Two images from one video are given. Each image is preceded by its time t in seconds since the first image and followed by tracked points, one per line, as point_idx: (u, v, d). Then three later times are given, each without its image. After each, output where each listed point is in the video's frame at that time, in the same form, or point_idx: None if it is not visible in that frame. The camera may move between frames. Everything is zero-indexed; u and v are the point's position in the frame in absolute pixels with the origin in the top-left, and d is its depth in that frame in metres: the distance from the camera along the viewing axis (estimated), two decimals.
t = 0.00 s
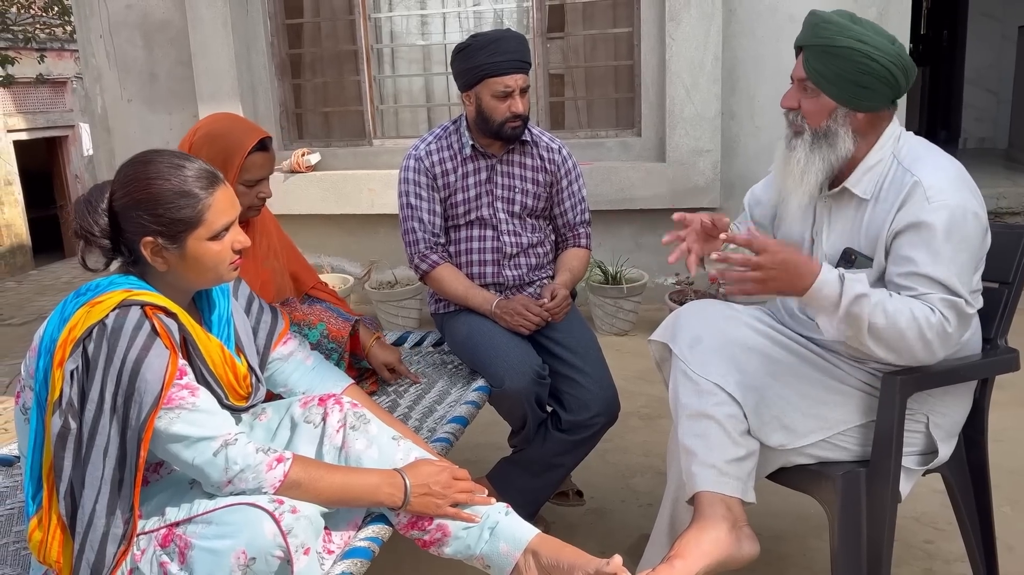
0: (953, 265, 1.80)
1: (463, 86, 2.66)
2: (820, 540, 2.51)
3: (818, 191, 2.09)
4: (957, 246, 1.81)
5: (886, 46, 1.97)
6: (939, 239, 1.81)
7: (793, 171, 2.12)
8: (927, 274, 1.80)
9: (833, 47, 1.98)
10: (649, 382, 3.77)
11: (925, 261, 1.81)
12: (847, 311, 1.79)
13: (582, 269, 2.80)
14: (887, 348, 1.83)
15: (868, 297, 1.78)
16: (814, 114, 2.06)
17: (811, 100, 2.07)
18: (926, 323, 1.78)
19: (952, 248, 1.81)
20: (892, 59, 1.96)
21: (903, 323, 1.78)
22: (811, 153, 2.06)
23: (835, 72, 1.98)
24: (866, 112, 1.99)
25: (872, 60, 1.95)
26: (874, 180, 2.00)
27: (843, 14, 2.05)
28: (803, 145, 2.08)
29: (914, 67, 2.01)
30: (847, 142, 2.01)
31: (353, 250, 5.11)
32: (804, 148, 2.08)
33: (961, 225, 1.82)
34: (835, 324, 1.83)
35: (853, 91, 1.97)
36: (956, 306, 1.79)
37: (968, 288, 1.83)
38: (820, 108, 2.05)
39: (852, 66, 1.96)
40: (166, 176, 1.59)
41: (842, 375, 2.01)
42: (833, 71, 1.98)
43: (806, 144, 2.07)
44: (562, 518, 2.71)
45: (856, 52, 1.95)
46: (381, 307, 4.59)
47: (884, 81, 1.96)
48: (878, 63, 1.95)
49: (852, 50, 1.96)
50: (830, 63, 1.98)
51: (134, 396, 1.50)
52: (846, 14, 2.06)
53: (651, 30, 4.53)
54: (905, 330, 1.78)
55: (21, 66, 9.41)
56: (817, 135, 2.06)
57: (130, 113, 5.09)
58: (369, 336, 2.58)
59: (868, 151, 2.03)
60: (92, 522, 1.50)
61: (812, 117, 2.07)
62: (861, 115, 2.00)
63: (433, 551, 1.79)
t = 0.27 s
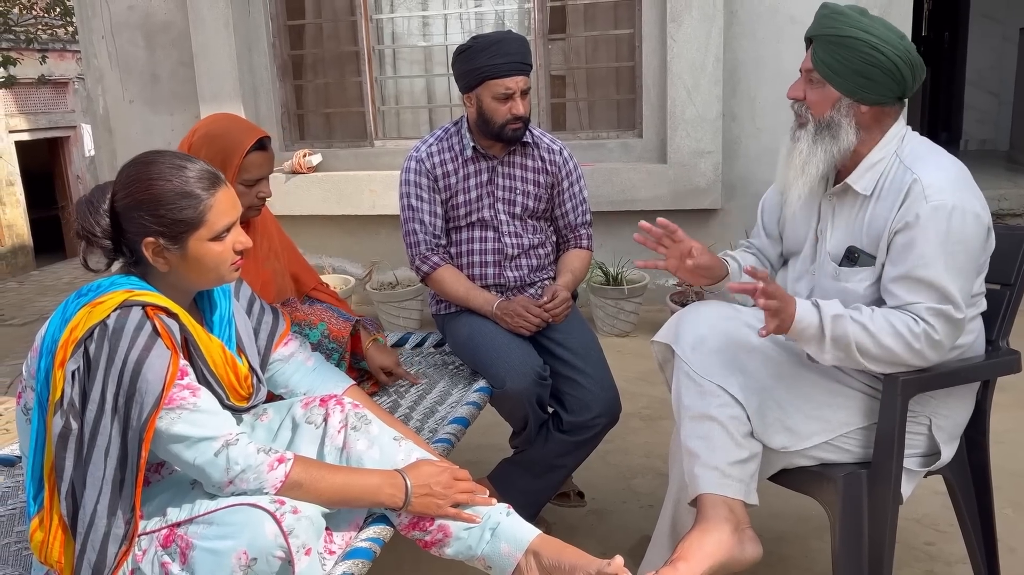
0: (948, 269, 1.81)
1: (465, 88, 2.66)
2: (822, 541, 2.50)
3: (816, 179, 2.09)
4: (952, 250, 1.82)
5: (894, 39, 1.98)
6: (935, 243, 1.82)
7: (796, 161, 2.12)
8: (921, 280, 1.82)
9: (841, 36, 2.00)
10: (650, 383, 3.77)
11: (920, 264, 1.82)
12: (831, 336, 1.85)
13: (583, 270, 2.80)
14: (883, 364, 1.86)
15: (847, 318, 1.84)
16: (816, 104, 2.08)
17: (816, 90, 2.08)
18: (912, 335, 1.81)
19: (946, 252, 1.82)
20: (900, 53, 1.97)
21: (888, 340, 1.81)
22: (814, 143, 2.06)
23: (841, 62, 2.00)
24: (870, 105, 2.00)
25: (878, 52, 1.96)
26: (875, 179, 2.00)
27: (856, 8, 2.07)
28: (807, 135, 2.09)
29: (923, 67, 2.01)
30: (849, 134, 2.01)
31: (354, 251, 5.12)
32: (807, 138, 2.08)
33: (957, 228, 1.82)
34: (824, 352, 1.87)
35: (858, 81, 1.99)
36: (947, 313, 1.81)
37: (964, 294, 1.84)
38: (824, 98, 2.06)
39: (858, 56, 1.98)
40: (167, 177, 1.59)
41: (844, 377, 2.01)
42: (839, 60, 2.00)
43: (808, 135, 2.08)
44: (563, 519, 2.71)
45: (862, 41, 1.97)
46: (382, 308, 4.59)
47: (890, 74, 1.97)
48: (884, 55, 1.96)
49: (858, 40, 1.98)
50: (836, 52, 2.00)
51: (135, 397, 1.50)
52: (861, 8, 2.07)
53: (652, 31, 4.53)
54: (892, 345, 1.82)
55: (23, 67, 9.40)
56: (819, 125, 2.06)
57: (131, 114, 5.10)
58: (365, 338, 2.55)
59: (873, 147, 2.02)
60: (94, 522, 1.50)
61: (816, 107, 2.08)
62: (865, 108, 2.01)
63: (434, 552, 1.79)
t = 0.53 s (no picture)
0: (948, 268, 1.81)
1: (466, 89, 2.66)
2: (822, 542, 2.50)
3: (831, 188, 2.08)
4: (952, 251, 1.82)
5: (905, 37, 2.01)
6: (935, 244, 1.82)
7: (811, 164, 2.10)
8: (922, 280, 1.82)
9: (855, 36, 2.01)
10: (651, 385, 3.77)
11: (920, 264, 1.82)
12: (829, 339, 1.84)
13: (585, 271, 2.80)
14: (884, 367, 1.86)
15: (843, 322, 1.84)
16: (833, 105, 2.07)
17: (829, 91, 2.08)
18: (910, 336, 1.81)
19: (946, 253, 1.82)
20: (911, 51, 2.00)
21: (885, 341, 1.81)
22: (829, 144, 2.05)
23: (857, 61, 2.01)
24: (884, 102, 2.02)
25: (893, 49, 1.99)
26: (878, 179, 2.00)
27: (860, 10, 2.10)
28: (821, 137, 2.07)
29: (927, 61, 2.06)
30: (866, 133, 2.02)
31: (355, 252, 5.12)
32: (822, 140, 2.07)
33: (958, 229, 1.82)
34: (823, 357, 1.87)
35: (875, 79, 2.00)
36: (946, 314, 1.81)
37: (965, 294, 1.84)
38: (840, 98, 2.06)
39: (874, 54, 1.99)
40: (168, 177, 1.59)
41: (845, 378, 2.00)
42: (855, 59, 2.01)
43: (825, 137, 2.07)
44: (563, 520, 2.71)
45: (878, 39, 1.99)
46: (383, 309, 4.60)
47: (904, 70, 2.00)
48: (898, 52, 1.99)
49: (874, 38, 1.99)
50: (852, 51, 2.01)
51: (136, 397, 1.50)
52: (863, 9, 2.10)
53: (654, 32, 4.53)
54: (889, 347, 1.82)
55: (25, 68, 9.42)
56: (835, 126, 2.06)
57: (133, 115, 5.10)
58: (362, 344, 2.54)
59: (876, 147, 2.03)
60: (94, 523, 1.50)
61: (831, 108, 2.08)
62: (879, 106, 2.03)
63: (435, 553, 1.79)
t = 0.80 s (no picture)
0: (953, 264, 1.81)
1: (467, 90, 2.66)
2: (822, 544, 2.50)
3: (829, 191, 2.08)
4: (957, 248, 1.82)
5: (910, 51, 1.99)
6: (940, 240, 1.82)
7: (806, 171, 2.11)
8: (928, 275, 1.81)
9: (859, 48, 1.98)
10: (652, 386, 3.77)
11: (926, 261, 1.82)
12: (842, 334, 1.82)
13: (585, 272, 2.80)
14: (895, 363, 1.83)
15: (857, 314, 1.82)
16: (833, 115, 2.05)
17: (831, 99, 2.06)
18: (921, 330, 1.79)
19: (952, 250, 1.81)
20: (915, 65, 1.98)
21: (898, 334, 1.80)
22: (825, 152, 2.05)
23: (859, 73, 1.99)
24: (883, 114, 2.00)
25: (898, 65, 1.97)
26: (880, 181, 2.00)
27: (867, 16, 2.06)
28: (819, 145, 2.06)
29: (930, 74, 2.04)
30: (864, 143, 2.00)
31: (356, 253, 5.12)
32: (819, 149, 2.06)
33: (962, 228, 1.82)
34: (836, 351, 1.84)
35: (877, 93, 1.98)
36: (956, 308, 1.80)
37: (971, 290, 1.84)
38: (840, 108, 2.04)
39: (879, 69, 1.97)
40: (168, 178, 1.59)
41: (845, 379, 2.00)
42: (858, 72, 1.99)
43: (822, 145, 2.06)
44: (564, 522, 2.71)
45: (882, 54, 1.96)
46: (383, 310, 4.60)
47: (907, 86, 1.98)
48: (903, 68, 1.97)
49: (878, 52, 1.97)
50: (855, 63, 1.99)
51: (137, 398, 1.50)
52: (869, 16, 2.07)
53: (654, 34, 4.53)
54: (902, 341, 1.80)
55: (26, 68, 9.43)
56: (833, 136, 2.05)
57: (134, 115, 5.11)
58: (366, 346, 2.55)
59: (879, 147, 2.03)
60: (95, 524, 1.50)
61: (830, 117, 2.06)
62: (878, 117, 2.01)
63: (435, 554, 1.79)
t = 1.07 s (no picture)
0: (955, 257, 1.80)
1: (469, 91, 2.66)
2: (823, 546, 2.50)
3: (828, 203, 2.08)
4: (957, 244, 1.81)
5: (900, 66, 1.98)
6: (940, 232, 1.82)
7: (804, 186, 2.10)
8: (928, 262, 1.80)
9: (848, 71, 1.96)
10: (652, 387, 3.77)
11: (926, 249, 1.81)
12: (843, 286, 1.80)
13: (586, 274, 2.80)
14: (896, 332, 1.80)
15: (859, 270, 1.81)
16: (826, 134, 2.04)
17: (823, 119, 2.04)
18: (922, 301, 1.76)
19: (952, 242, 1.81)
20: (906, 80, 1.97)
21: (898, 296, 1.77)
22: (823, 168, 2.04)
23: (849, 95, 1.97)
24: (874, 130, 2.00)
25: (888, 83, 1.95)
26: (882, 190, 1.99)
27: (853, 32, 2.03)
28: (814, 163, 2.05)
29: (921, 83, 2.03)
30: (859, 158, 2.00)
31: (356, 254, 5.12)
32: (816, 164, 2.05)
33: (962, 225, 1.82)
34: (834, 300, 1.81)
35: (868, 113, 1.97)
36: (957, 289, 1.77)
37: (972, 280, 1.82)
38: (833, 128, 2.03)
39: (867, 89, 1.95)
40: (169, 178, 1.59)
41: (845, 381, 2.01)
42: (847, 94, 1.97)
43: (818, 162, 2.05)
44: (564, 523, 2.70)
45: (872, 75, 1.95)
46: (383, 310, 4.60)
47: (897, 101, 1.97)
48: (892, 86, 1.95)
49: (867, 74, 1.95)
50: (844, 86, 1.97)
51: (138, 398, 1.50)
52: (855, 31, 2.04)
53: (655, 35, 4.54)
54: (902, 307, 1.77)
55: (26, 68, 9.43)
56: (828, 153, 2.04)
57: (134, 116, 5.11)
58: (378, 340, 2.60)
59: (877, 155, 2.02)
60: (95, 524, 1.50)
61: (823, 136, 2.05)
62: (872, 132, 2.01)
63: (436, 556, 1.79)
